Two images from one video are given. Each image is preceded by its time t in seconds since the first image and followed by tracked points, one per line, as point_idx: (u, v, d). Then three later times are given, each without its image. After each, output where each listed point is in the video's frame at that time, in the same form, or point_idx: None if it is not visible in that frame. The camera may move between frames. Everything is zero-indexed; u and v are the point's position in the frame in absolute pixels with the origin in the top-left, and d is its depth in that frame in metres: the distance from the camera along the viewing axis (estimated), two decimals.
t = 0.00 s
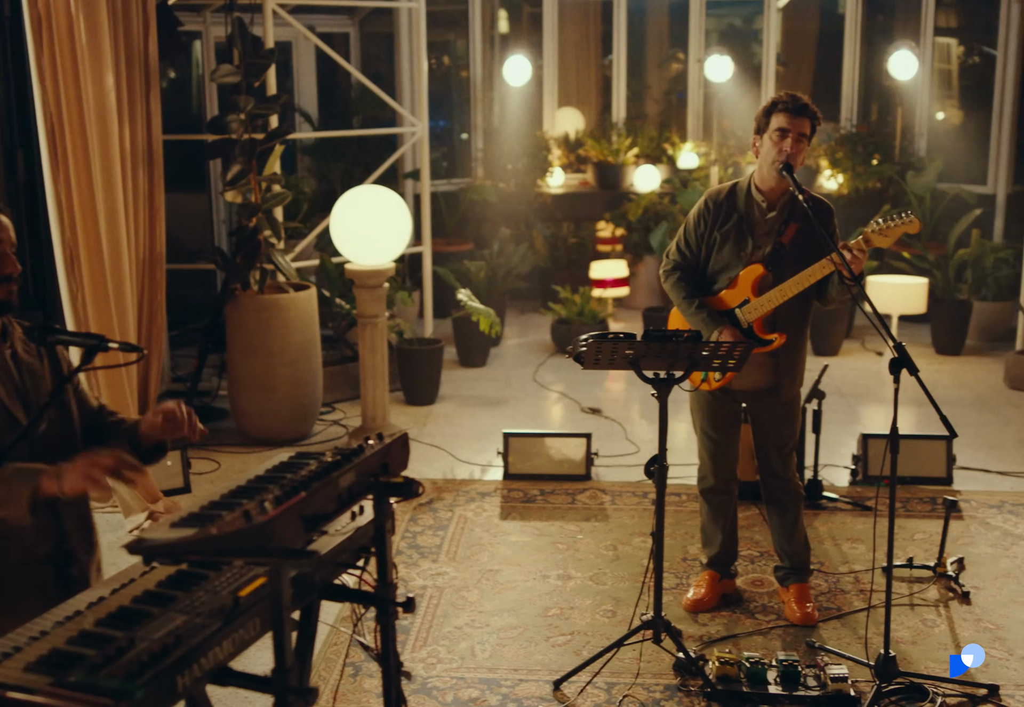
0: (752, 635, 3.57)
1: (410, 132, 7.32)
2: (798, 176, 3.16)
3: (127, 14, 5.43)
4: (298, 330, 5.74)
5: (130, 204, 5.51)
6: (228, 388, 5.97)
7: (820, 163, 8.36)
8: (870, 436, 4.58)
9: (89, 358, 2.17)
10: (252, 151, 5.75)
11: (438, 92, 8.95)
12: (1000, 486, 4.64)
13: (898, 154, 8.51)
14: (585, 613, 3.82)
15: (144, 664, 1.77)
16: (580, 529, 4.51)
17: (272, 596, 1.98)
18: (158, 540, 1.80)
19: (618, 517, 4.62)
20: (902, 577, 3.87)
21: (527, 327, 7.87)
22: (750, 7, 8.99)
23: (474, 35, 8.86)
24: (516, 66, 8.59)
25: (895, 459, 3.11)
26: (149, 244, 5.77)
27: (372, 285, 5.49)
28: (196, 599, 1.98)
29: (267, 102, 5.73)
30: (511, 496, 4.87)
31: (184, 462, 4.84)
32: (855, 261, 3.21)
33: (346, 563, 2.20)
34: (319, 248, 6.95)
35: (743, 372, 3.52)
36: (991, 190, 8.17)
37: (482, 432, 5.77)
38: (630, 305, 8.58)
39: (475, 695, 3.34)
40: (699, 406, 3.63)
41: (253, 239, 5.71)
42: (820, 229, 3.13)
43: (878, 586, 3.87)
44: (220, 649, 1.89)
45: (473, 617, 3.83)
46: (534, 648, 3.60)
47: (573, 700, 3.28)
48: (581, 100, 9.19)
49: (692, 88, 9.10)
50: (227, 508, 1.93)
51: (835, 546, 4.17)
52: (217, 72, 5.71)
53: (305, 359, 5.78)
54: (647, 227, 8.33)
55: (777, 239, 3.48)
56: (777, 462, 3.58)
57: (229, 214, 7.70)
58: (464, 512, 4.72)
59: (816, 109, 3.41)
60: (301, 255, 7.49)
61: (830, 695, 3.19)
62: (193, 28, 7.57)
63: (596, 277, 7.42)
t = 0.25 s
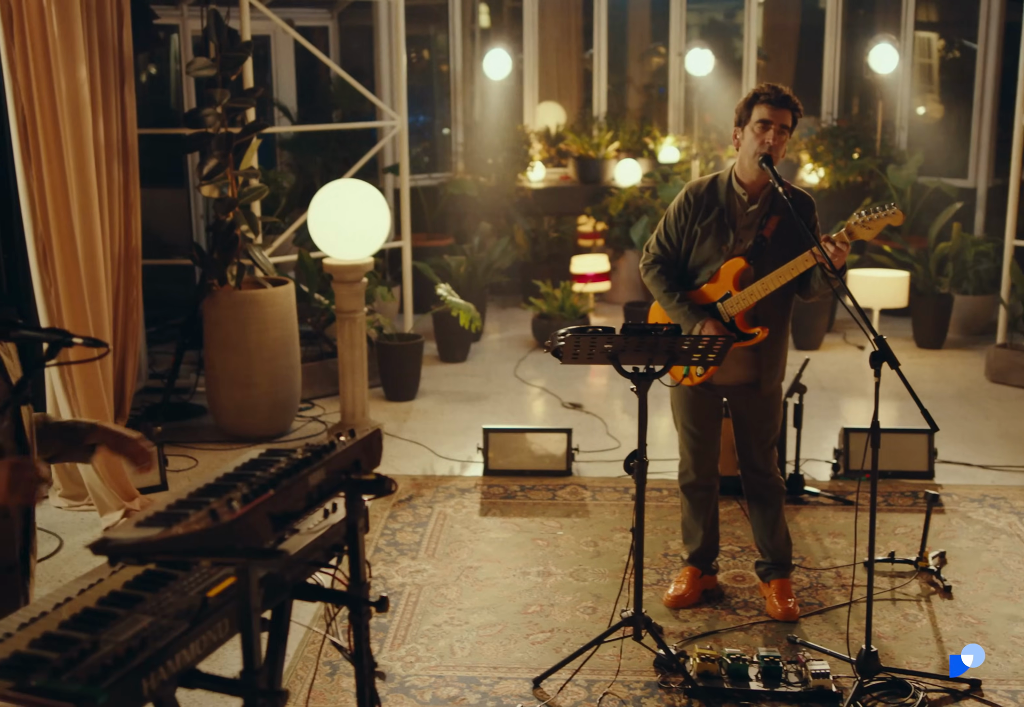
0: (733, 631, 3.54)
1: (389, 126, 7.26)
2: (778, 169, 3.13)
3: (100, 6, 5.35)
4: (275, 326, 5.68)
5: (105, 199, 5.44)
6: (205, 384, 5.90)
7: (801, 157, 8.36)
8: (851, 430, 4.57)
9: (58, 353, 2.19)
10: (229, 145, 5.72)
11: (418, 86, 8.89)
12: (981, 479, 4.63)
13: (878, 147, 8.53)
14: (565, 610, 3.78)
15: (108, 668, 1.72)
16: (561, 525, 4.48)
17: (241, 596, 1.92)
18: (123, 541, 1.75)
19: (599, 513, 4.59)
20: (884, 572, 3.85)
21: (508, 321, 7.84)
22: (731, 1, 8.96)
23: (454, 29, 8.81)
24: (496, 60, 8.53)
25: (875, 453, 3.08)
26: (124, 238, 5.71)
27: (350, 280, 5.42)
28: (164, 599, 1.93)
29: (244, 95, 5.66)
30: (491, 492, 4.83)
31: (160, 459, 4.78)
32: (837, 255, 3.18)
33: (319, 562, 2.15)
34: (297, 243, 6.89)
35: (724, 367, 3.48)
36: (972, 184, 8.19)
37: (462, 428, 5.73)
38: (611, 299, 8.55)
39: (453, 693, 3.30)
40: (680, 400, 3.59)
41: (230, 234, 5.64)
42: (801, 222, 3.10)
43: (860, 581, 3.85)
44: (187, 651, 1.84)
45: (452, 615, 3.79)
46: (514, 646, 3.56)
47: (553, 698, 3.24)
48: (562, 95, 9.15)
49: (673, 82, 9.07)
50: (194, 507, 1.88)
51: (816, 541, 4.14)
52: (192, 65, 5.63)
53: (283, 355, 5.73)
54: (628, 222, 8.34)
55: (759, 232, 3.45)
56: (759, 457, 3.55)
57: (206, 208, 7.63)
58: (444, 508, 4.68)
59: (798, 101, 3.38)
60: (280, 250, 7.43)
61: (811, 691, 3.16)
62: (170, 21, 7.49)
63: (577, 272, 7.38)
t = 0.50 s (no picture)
0: (717, 626, 3.51)
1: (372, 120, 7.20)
2: (762, 161, 3.10)
3: None
4: (257, 321, 5.62)
5: (84, 193, 5.38)
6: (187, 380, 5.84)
7: (786, 151, 8.32)
8: (837, 423, 4.54)
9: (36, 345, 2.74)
10: (208, 138, 5.59)
11: (402, 80, 8.83)
12: (966, 473, 4.62)
13: (863, 141, 8.51)
14: (549, 607, 3.74)
15: (76, 668, 1.68)
16: (544, 521, 4.44)
17: (213, 595, 1.88)
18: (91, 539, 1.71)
19: (583, 508, 4.55)
20: (869, 566, 3.83)
21: (492, 316, 7.79)
22: None
23: (438, 23, 8.76)
24: (480, 53, 8.49)
25: (861, 446, 3.05)
26: (104, 232, 5.65)
27: (333, 273, 5.36)
28: (137, 597, 1.88)
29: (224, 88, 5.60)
30: (474, 488, 4.79)
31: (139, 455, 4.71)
32: (823, 248, 3.15)
33: (295, 560, 2.11)
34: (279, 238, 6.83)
35: (709, 361, 3.44)
36: (957, 178, 8.19)
37: (445, 423, 5.68)
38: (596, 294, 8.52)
39: (436, 691, 3.26)
40: (665, 395, 3.55)
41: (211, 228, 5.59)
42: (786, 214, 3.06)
43: (845, 575, 3.83)
44: (158, 651, 1.79)
45: (434, 611, 3.75)
46: (497, 643, 3.52)
47: (536, 695, 3.20)
48: (547, 90, 9.11)
49: (658, 75, 9.03)
50: (166, 503, 1.85)
51: (801, 535, 4.12)
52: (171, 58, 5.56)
53: (265, 350, 5.67)
54: (613, 216, 8.28)
55: (743, 224, 3.41)
56: (744, 451, 3.52)
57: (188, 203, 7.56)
58: (426, 504, 4.64)
59: (783, 92, 3.34)
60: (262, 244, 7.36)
61: (796, 687, 3.13)
62: (150, 13, 7.41)
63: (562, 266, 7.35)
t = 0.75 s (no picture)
0: (701, 622, 3.48)
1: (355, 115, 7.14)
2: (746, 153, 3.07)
3: None
4: (237, 317, 5.57)
5: (61, 187, 5.30)
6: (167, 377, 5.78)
7: (770, 146, 8.30)
8: (821, 418, 4.53)
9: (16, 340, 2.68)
10: (187, 133, 5.54)
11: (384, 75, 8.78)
12: (950, 467, 4.60)
13: (846, 137, 8.50)
14: (532, 604, 3.71)
15: (43, 669, 1.64)
16: (527, 517, 4.41)
17: (184, 594, 1.84)
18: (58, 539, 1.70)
19: (566, 505, 4.52)
20: (854, 561, 3.80)
21: (475, 312, 7.75)
22: None
23: (421, 18, 8.70)
24: (463, 49, 8.44)
25: (845, 442, 3.03)
26: (81, 227, 5.57)
27: (313, 269, 5.34)
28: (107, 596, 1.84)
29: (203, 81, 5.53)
30: (457, 484, 4.75)
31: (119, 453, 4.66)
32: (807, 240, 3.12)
33: (270, 558, 2.07)
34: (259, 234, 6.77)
35: (693, 355, 3.41)
36: (940, 173, 8.20)
37: (428, 420, 5.64)
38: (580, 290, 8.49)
39: (417, 689, 3.22)
40: (648, 390, 3.52)
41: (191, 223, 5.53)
42: (770, 206, 3.03)
43: (830, 571, 3.80)
44: (128, 652, 1.75)
45: (416, 609, 3.71)
46: (479, 641, 3.48)
47: (519, 694, 3.17)
48: (530, 85, 9.07)
49: (641, 71, 9.01)
50: (136, 500, 1.81)
51: (785, 531, 4.10)
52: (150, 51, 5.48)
53: (246, 347, 5.62)
54: (596, 211, 8.25)
55: (727, 217, 3.38)
56: (728, 447, 3.49)
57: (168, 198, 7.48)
58: (408, 501, 4.60)
59: (766, 83, 3.30)
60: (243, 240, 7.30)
61: (781, 684, 3.11)
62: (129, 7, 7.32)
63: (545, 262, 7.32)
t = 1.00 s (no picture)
0: (691, 620, 3.45)
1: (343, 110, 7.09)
2: (736, 145, 3.03)
3: None
4: (224, 313, 5.52)
5: (45, 182, 5.25)
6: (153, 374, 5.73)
7: (760, 141, 8.28)
8: (811, 414, 4.50)
9: None
10: (172, 128, 5.43)
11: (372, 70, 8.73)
12: (941, 462, 4.58)
13: (836, 131, 8.48)
14: (520, 601, 3.67)
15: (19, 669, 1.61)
16: (516, 514, 4.37)
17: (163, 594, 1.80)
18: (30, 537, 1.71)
19: (555, 501, 4.49)
20: (845, 557, 3.78)
21: (464, 308, 7.70)
22: None
23: (409, 13, 8.66)
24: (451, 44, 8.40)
25: (836, 436, 3.00)
26: (65, 223, 5.52)
27: (299, 265, 5.28)
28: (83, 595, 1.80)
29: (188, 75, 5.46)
30: (445, 481, 4.71)
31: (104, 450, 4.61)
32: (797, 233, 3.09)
33: (251, 556, 2.03)
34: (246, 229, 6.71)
35: (683, 350, 3.38)
36: (930, 167, 8.19)
37: (416, 416, 5.60)
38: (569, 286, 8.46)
39: (404, 688, 3.18)
40: (638, 385, 3.48)
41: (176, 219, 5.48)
42: (760, 199, 3.00)
43: (820, 567, 3.78)
44: (104, 652, 1.72)
45: (403, 607, 3.67)
46: (467, 639, 3.45)
47: (507, 692, 3.13)
48: (519, 81, 9.03)
49: (630, 66, 8.98)
50: (113, 497, 1.78)
51: (776, 527, 4.07)
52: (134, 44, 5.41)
53: (233, 343, 5.57)
54: (585, 207, 8.21)
55: (716, 210, 3.35)
56: (718, 442, 3.45)
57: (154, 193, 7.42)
58: (396, 498, 4.56)
59: (756, 75, 3.27)
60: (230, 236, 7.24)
61: (771, 681, 3.08)
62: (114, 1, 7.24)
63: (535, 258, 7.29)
